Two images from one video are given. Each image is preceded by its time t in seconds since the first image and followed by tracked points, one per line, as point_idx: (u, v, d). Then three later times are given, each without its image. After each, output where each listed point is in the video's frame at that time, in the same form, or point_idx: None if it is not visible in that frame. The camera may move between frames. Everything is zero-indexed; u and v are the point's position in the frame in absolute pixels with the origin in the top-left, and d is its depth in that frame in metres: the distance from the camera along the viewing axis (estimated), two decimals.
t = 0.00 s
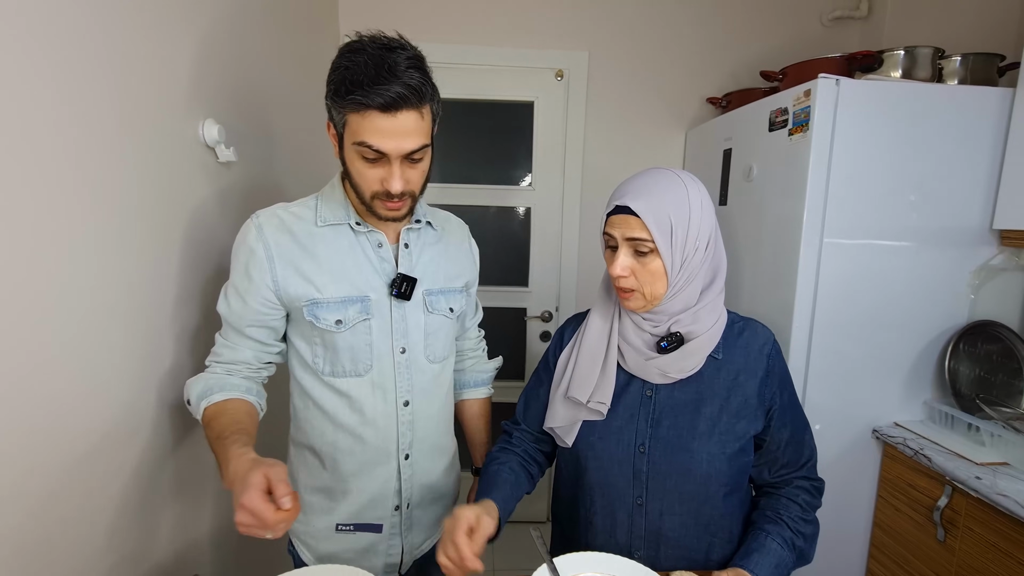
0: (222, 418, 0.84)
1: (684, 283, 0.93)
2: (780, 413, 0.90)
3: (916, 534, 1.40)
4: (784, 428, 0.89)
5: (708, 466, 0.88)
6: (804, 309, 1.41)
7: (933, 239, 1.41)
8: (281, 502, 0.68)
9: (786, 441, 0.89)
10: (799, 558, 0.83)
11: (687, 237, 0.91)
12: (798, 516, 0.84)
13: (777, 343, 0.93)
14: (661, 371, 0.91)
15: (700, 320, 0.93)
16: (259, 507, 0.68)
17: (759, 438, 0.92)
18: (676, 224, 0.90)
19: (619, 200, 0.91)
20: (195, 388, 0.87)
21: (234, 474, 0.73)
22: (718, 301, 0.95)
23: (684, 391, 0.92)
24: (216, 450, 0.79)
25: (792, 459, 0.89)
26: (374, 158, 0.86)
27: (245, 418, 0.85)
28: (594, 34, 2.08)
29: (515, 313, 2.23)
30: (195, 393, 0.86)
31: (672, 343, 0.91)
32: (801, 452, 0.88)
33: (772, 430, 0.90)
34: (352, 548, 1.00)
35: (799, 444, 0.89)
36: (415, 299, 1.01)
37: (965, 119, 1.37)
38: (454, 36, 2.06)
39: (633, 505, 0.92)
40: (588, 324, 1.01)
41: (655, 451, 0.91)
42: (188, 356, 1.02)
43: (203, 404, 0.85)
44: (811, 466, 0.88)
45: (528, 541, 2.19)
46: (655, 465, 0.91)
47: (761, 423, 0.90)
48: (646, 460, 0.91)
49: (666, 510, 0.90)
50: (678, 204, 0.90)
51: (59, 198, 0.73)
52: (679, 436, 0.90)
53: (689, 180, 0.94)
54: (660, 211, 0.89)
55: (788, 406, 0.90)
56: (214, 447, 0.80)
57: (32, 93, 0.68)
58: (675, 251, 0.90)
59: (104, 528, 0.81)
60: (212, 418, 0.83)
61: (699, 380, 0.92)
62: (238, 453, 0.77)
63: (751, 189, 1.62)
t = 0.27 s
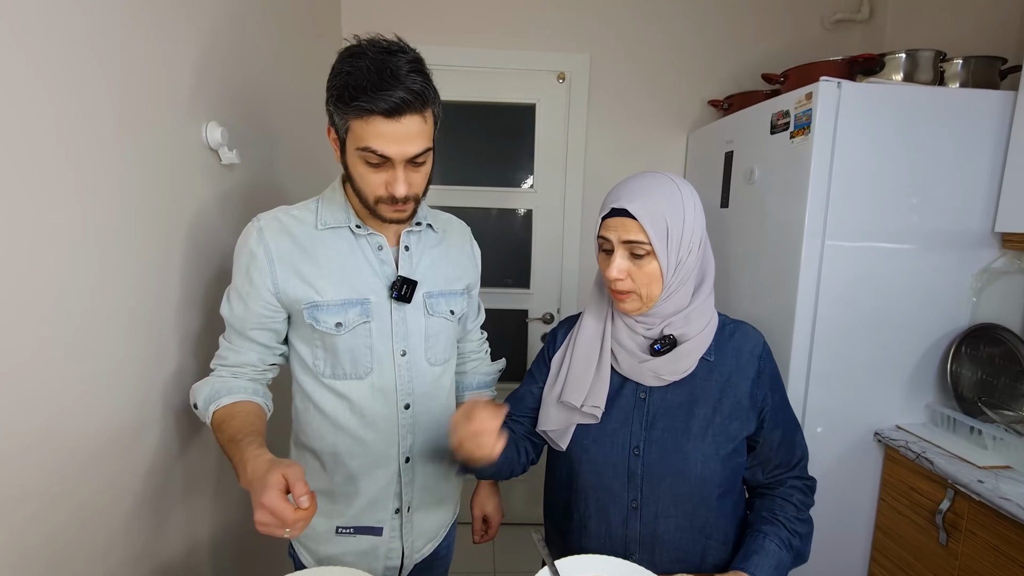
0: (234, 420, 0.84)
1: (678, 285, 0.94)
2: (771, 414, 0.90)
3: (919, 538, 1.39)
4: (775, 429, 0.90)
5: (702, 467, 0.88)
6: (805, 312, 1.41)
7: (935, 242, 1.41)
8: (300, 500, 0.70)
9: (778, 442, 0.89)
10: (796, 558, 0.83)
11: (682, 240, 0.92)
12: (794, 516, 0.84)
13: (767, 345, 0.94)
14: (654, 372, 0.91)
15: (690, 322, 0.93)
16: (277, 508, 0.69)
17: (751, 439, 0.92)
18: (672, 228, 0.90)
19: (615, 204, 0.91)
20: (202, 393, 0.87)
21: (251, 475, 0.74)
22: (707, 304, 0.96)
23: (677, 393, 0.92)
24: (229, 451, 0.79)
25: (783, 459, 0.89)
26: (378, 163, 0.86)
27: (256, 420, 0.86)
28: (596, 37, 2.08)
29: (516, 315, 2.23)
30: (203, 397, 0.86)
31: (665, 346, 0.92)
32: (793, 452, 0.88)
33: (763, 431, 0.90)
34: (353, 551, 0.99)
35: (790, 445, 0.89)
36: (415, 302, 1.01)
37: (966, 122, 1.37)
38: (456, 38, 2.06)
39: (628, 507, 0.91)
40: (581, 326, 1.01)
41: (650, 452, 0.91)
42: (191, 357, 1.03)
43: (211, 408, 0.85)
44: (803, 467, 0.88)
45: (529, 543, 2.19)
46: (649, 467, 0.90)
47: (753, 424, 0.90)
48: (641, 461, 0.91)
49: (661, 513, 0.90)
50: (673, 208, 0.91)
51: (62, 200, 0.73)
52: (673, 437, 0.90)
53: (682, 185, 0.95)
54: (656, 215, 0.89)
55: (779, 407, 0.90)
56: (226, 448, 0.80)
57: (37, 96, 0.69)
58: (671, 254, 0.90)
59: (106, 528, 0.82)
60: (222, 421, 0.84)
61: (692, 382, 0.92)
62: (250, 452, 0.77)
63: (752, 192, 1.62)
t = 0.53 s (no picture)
0: (241, 420, 0.84)
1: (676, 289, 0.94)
2: (763, 418, 0.91)
3: (924, 540, 1.39)
4: (766, 433, 0.91)
5: (698, 470, 0.89)
6: (809, 312, 1.41)
7: (939, 242, 1.41)
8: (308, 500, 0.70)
9: (768, 445, 0.91)
10: (791, 556, 0.84)
11: (682, 247, 0.92)
12: (785, 514, 0.86)
13: (758, 350, 0.95)
14: (651, 376, 0.91)
15: (686, 327, 0.94)
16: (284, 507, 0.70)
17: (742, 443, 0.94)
18: (672, 235, 0.90)
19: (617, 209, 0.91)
20: (208, 393, 0.88)
21: (259, 475, 0.74)
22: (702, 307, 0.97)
23: (672, 397, 0.92)
24: (237, 451, 0.80)
25: (772, 460, 0.91)
26: (382, 165, 0.86)
27: (263, 420, 0.86)
28: (599, 37, 2.08)
29: (519, 315, 2.24)
30: (210, 398, 0.87)
31: (661, 350, 0.93)
32: (782, 454, 0.90)
33: (755, 434, 0.92)
34: (358, 551, 1.00)
35: (779, 447, 0.91)
36: (419, 302, 1.01)
37: (970, 122, 1.37)
38: (459, 39, 2.06)
39: (624, 511, 0.91)
40: (577, 329, 1.00)
41: (646, 457, 0.91)
42: (196, 357, 1.03)
43: (219, 408, 0.86)
44: (789, 468, 0.90)
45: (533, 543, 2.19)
46: (645, 470, 0.91)
47: (746, 427, 0.91)
48: (637, 466, 0.91)
49: (657, 516, 0.90)
50: (673, 215, 0.91)
51: (71, 200, 0.74)
52: (668, 441, 0.91)
53: (682, 192, 0.95)
54: (659, 222, 0.89)
55: (769, 411, 0.92)
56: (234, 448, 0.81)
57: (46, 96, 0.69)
58: (671, 260, 0.91)
59: (113, 525, 0.82)
60: (230, 422, 0.84)
61: (687, 385, 0.93)
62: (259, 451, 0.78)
63: (755, 192, 1.62)
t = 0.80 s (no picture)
0: (251, 417, 0.85)
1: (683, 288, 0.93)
2: (763, 420, 0.91)
3: (933, 540, 1.38)
4: (767, 434, 0.91)
5: (697, 467, 0.89)
6: (817, 311, 1.40)
7: (948, 241, 1.40)
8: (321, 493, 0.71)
9: (769, 446, 0.90)
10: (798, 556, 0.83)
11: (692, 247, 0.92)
12: (792, 514, 0.84)
13: (759, 352, 0.95)
14: (652, 374, 0.91)
15: (689, 326, 0.93)
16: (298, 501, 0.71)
17: (744, 443, 0.93)
18: (683, 236, 0.90)
19: (630, 208, 0.91)
20: (220, 390, 0.88)
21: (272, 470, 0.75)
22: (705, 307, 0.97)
23: (674, 394, 0.92)
24: (249, 448, 0.80)
25: (774, 461, 0.90)
26: (392, 163, 0.87)
27: (274, 416, 0.86)
28: (606, 36, 2.08)
29: (525, 313, 2.24)
30: (222, 394, 0.87)
31: (664, 347, 0.92)
32: (784, 455, 0.89)
33: (756, 434, 0.91)
34: (367, 547, 1.00)
35: (781, 448, 0.90)
36: (428, 300, 1.01)
37: (979, 120, 1.36)
38: (466, 38, 2.06)
39: (622, 506, 0.91)
40: (581, 325, 1.00)
41: (646, 452, 0.91)
42: (205, 354, 1.03)
43: (230, 405, 0.86)
44: (793, 469, 0.89)
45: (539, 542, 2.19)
46: (644, 466, 0.91)
47: (746, 427, 0.91)
48: (636, 461, 0.91)
49: (655, 511, 0.90)
50: (684, 216, 0.91)
51: (84, 197, 0.74)
52: (668, 438, 0.91)
53: (694, 195, 0.95)
54: (670, 223, 0.89)
55: (770, 413, 0.91)
56: (246, 445, 0.81)
57: (60, 95, 0.70)
58: (679, 262, 0.91)
59: (125, 521, 0.83)
60: (242, 418, 0.85)
61: (687, 384, 0.92)
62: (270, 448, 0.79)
63: (763, 190, 1.61)
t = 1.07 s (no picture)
0: (262, 415, 0.85)
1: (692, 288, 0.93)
2: (770, 418, 0.91)
3: (943, 541, 1.37)
4: (774, 432, 0.91)
5: (704, 466, 0.89)
6: (824, 310, 1.39)
7: (957, 239, 1.39)
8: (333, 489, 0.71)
9: (777, 445, 0.90)
10: (806, 555, 0.82)
11: (704, 248, 0.92)
12: (800, 513, 0.83)
13: (766, 351, 0.94)
14: (659, 372, 0.91)
15: (697, 325, 0.93)
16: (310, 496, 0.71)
17: (750, 441, 0.93)
18: (697, 236, 0.90)
19: (643, 207, 0.90)
20: (230, 388, 0.88)
21: (285, 466, 0.75)
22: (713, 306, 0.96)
23: (681, 393, 0.92)
24: (261, 444, 0.81)
25: (782, 460, 0.89)
26: (401, 162, 0.87)
27: (284, 413, 0.87)
28: (611, 35, 2.08)
29: (530, 313, 2.23)
30: (232, 392, 0.88)
31: (670, 347, 0.92)
32: (791, 455, 0.89)
33: (763, 433, 0.91)
34: (375, 545, 1.01)
35: (789, 448, 0.89)
36: (436, 299, 1.01)
37: (989, 117, 1.35)
38: (470, 37, 2.06)
39: (628, 505, 0.91)
40: (589, 324, 0.99)
41: (653, 451, 0.91)
42: (213, 352, 1.04)
43: (240, 403, 0.86)
44: (800, 468, 0.88)
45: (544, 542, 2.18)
46: (651, 464, 0.91)
47: (753, 426, 0.91)
48: (643, 459, 0.91)
49: (661, 510, 0.90)
50: (698, 217, 0.91)
51: (93, 196, 0.75)
52: (675, 436, 0.90)
53: (705, 196, 0.95)
54: (686, 223, 0.89)
55: (777, 411, 0.91)
56: (258, 442, 0.82)
57: (69, 94, 0.70)
58: (693, 262, 0.91)
59: (133, 517, 0.83)
60: (253, 416, 0.85)
61: (694, 382, 0.92)
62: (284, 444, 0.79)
63: (769, 189, 1.61)
